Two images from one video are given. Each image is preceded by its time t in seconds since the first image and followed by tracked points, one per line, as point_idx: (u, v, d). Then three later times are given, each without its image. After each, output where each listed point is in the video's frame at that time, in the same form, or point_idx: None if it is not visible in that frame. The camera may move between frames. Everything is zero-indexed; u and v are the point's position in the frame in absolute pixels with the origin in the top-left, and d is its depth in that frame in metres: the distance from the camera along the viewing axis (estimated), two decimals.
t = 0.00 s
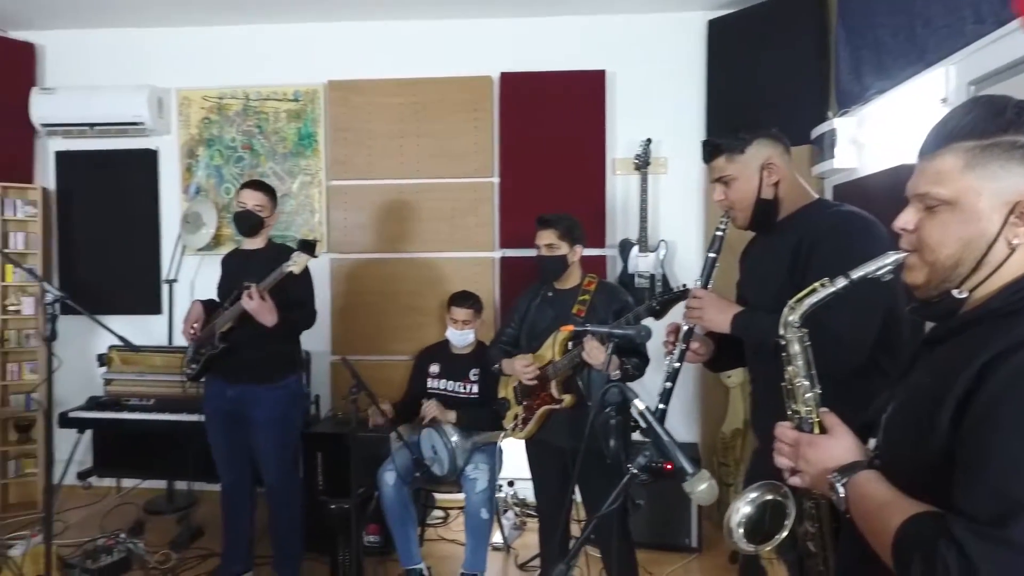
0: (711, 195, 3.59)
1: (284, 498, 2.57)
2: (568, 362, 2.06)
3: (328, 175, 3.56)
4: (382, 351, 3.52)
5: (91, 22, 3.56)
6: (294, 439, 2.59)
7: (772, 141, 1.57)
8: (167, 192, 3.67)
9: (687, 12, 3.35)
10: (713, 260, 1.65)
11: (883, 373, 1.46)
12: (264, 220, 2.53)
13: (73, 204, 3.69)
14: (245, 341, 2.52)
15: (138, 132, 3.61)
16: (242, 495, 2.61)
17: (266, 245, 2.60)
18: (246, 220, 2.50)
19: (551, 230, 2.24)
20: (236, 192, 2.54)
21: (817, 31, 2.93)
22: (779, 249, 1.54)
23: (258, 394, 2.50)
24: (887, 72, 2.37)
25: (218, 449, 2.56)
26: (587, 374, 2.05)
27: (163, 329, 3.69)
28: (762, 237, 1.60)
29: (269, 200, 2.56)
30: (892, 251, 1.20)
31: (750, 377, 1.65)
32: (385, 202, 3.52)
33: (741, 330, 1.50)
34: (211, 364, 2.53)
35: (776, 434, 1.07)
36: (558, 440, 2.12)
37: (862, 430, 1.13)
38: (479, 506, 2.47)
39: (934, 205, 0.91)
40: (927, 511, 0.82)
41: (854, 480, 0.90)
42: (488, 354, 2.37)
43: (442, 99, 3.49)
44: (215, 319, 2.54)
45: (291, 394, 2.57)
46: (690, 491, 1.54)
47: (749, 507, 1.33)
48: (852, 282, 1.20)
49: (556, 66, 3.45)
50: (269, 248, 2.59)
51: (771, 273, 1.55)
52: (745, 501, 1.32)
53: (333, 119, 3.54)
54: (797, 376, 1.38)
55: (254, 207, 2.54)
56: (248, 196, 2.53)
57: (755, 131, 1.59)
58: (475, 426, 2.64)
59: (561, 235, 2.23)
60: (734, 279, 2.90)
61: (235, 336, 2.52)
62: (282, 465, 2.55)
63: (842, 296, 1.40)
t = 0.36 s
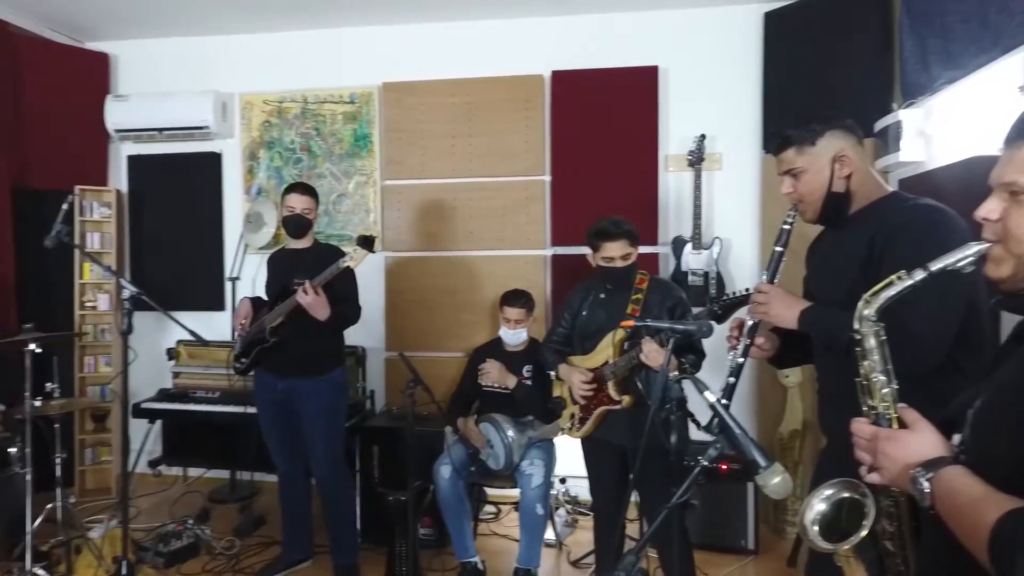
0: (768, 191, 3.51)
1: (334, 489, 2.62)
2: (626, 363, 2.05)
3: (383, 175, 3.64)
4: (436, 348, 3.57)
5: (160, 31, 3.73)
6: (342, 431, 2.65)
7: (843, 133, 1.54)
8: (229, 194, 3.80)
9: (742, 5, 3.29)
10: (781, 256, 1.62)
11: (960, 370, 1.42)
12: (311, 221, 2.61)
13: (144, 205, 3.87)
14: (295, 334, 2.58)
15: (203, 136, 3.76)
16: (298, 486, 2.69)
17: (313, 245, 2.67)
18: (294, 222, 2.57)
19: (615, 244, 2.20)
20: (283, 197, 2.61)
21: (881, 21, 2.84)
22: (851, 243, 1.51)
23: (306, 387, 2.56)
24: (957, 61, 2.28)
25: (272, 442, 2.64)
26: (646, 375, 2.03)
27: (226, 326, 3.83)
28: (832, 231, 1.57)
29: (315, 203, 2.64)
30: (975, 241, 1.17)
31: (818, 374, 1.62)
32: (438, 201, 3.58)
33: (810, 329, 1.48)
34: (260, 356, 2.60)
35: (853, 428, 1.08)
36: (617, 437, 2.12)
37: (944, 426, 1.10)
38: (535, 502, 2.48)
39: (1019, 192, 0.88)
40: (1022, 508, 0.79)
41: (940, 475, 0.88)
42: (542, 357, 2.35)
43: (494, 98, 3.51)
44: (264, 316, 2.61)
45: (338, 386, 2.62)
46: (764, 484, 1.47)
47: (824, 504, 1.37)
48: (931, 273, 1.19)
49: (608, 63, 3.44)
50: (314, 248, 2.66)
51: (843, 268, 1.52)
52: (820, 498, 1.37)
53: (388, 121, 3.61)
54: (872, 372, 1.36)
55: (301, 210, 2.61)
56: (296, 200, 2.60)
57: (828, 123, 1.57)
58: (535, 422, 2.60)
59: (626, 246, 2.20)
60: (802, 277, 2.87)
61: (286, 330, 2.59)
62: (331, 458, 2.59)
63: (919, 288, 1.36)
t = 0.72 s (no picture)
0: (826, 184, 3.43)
1: (385, 481, 2.66)
2: (684, 350, 2.02)
3: (435, 174, 3.70)
4: (488, 344, 3.61)
5: (222, 38, 3.88)
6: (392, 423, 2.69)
7: (913, 121, 1.50)
8: (288, 193, 3.93)
9: None
10: (848, 247, 1.59)
11: None
12: (357, 219, 2.68)
13: (207, 205, 4.02)
14: (346, 328, 2.65)
15: (263, 137, 3.90)
16: (353, 476, 2.76)
17: (356, 243, 2.73)
18: (343, 219, 2.64)
19: (676, 228, 2.18)
20: (329, 197, 2.67)
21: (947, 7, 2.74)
22: (923, 235, 1.47)
23: (355, 379, 2.62)
24: None
25: (326, 433, 2.70)
26: (703, 363, 2.01)
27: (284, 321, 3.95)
28: (903, 222, 1.53)
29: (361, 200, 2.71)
30: None
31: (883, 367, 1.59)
32: (489, 199, 3.61)
33: (879, 323, 1.45)
34: (311, 350, 2.65)
35: (930, 415, 1.14)
36: (673, 430, 2.13)
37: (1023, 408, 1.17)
38: (587, 496, 2.48)
39: None
40: None
41: None
42: (596, 351, 2.36)
43: (545, 96, 3.53)
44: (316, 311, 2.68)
45: (386, 379, 2.67)
46: (836, 473, 1.31)
47: (900, 492, 1.35)
48: (1012, 258, 1.16)
49: (660, 58, 3.42)
50: (357, 246, 2.72)
51: (914, 260, 1.49)
52: (895, 486, 1.35)
53: (439, 120, 3.67)
54: (951, 358, 1.33)
55: (348, 208, 2.67)
56: (342, 199, 2.66)
57: (896, 111, 1.53)
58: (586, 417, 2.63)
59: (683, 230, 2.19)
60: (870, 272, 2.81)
61: (335, 325, 2.66)
62: (381, 450, 2.63)
63: (1000, 273, 1.27)
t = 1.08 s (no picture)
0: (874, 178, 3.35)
1: (429, 474, 2.71)
2: (731, 348, 2.00)
3: (476, 172, 3.74)
4: (529, 341, 3.63)
5: (269, 42, 3.99)
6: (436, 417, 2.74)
7: (968, 110, 1.47)
8: (333, 192, 4.01)
9: None
10: (899, 240, 1.56)
11: None
12: (400, 217, 2.72)
13: (256, 205, 4.14)
14: (391, 322, 2.69)
15: (308, 138, 3.99)
16: (397, 468, 2.81)
17: (400, 241, 2.78)
18: (385, 217, 2.69)
19: (706, 226, 2.18)
20: (371, 195, 2.73)
21: None
22: (980, 225, 1.44)
23: (402, 371, 2.68)
24: None
25: (371, 424, 2.76)
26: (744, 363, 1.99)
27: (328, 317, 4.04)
28: (958, 214, 1.51)
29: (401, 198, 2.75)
30: None
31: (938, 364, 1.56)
32: (529, 196, 3.63)
33: (931, 318, 1.43)
34: (358, 345, 2.72)
35: (997, 404, 1.20)
36: (717, 428, 2.10)
37: None
38: (631, 491, 2.47)
39: None
40: None
41: None
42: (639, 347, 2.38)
43: (585, 93, 3.53)
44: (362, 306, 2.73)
45: (431, 372, 2.72)
46: (894, 463, 1.28)
47: (962, 482, 1.37)
48: None
49: (702, 53, 3.39)
50: (401, 244, 2.77)
51: (972, 251, 1.46)
52: (958, 475, 1.37)
53: (480, 119, 3.70)
54: (1021, 347, 1.34)
55: (390, 206, 2.73)
56: (384, 197, 2.71)
57: (950, 100, 1.50)
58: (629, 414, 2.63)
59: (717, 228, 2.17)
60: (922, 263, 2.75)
61: (382, 319, 2.70)
62: (428, 441, 2.69)
63: None
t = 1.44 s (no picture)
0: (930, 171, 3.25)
1: (479, 467, 2.75)
2: (781, 335, 1.99)
3: (518, 169, 3.75)
4: (572, 336, 3.62)
5: (316, 44, 4.07)
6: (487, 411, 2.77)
7: None
8: (378, 190, 4.08)
9: None
10: (965, 230, 1.51)
11: None
12: (455, 208, 2.75)
13: (303, 202, 4.23)
14: (447, 316, 2.74)
15: (353, 137, 4.06)
16: (446, 460, 2.84)
17: (456, 234, 2.82)
18: (441, 209, 2.72)
19: (757, 209, 2.18)
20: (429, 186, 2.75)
21: None
22: None
23: (457, 366, 2.72)
24: None
25: (426, 414, 2.81)
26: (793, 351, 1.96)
27: (373, 313, 4.10)
28: None
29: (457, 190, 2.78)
30: None
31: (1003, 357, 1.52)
32: (572, 192, 3.63)
33: (999, 310, 1.39)
34: (415, 338, 2.77)
35: None
36: (764, 421, 2.08)
37: None
38: (677, 487, 2.45)
39: None
40: None
41: None
42: (688, 338, 2.36)
43: (628, 88, 3.50)
44: (417, 301, 2.78)
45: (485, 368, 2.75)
46: (964, 451, 1.23)
47: None
48: None
49: (749, 45, 3.34)
50: (457, 237, 2.81)
51: None
52: None
53: (523, 115, 3.72)
54: None
55: (446, 197, 2.75)
56: (441, 189, 2.74)
57: (1018, 84, 1.45)
58: (676, 407, 2.61)
59: (768, 212, 2.16)
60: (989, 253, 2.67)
61: (438, 313, 2.75)
62: (479, 434, 2.73)
63: None
